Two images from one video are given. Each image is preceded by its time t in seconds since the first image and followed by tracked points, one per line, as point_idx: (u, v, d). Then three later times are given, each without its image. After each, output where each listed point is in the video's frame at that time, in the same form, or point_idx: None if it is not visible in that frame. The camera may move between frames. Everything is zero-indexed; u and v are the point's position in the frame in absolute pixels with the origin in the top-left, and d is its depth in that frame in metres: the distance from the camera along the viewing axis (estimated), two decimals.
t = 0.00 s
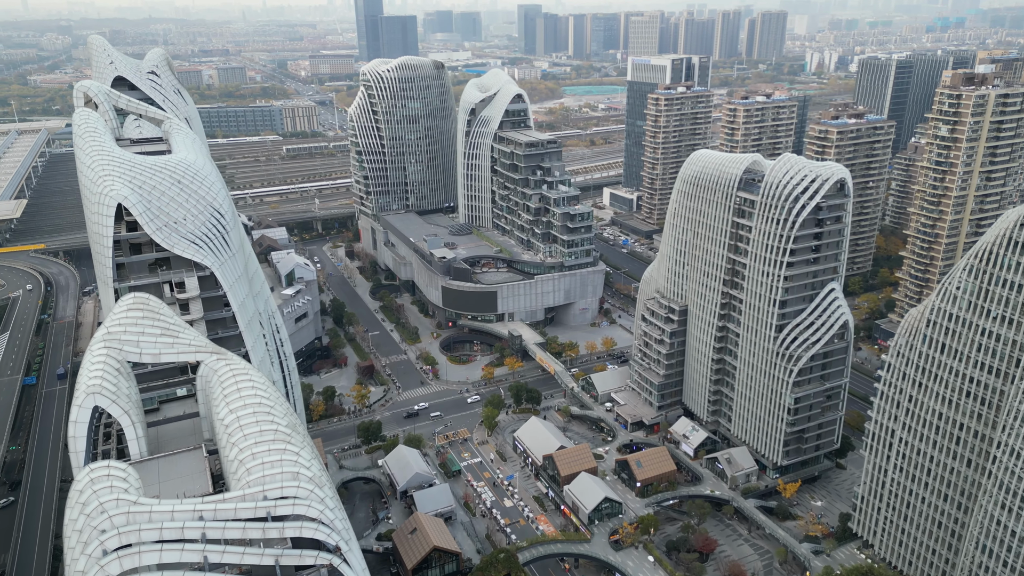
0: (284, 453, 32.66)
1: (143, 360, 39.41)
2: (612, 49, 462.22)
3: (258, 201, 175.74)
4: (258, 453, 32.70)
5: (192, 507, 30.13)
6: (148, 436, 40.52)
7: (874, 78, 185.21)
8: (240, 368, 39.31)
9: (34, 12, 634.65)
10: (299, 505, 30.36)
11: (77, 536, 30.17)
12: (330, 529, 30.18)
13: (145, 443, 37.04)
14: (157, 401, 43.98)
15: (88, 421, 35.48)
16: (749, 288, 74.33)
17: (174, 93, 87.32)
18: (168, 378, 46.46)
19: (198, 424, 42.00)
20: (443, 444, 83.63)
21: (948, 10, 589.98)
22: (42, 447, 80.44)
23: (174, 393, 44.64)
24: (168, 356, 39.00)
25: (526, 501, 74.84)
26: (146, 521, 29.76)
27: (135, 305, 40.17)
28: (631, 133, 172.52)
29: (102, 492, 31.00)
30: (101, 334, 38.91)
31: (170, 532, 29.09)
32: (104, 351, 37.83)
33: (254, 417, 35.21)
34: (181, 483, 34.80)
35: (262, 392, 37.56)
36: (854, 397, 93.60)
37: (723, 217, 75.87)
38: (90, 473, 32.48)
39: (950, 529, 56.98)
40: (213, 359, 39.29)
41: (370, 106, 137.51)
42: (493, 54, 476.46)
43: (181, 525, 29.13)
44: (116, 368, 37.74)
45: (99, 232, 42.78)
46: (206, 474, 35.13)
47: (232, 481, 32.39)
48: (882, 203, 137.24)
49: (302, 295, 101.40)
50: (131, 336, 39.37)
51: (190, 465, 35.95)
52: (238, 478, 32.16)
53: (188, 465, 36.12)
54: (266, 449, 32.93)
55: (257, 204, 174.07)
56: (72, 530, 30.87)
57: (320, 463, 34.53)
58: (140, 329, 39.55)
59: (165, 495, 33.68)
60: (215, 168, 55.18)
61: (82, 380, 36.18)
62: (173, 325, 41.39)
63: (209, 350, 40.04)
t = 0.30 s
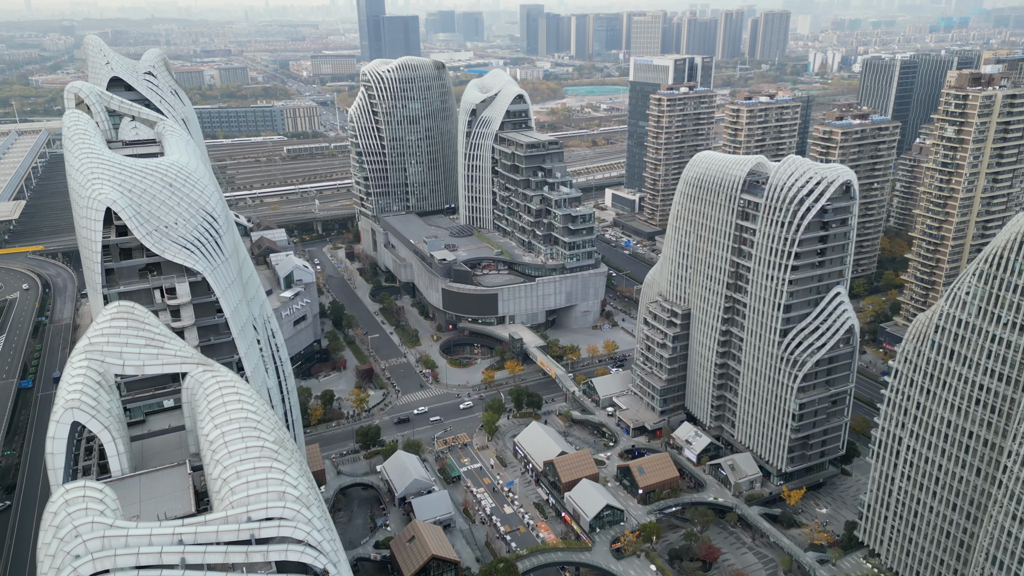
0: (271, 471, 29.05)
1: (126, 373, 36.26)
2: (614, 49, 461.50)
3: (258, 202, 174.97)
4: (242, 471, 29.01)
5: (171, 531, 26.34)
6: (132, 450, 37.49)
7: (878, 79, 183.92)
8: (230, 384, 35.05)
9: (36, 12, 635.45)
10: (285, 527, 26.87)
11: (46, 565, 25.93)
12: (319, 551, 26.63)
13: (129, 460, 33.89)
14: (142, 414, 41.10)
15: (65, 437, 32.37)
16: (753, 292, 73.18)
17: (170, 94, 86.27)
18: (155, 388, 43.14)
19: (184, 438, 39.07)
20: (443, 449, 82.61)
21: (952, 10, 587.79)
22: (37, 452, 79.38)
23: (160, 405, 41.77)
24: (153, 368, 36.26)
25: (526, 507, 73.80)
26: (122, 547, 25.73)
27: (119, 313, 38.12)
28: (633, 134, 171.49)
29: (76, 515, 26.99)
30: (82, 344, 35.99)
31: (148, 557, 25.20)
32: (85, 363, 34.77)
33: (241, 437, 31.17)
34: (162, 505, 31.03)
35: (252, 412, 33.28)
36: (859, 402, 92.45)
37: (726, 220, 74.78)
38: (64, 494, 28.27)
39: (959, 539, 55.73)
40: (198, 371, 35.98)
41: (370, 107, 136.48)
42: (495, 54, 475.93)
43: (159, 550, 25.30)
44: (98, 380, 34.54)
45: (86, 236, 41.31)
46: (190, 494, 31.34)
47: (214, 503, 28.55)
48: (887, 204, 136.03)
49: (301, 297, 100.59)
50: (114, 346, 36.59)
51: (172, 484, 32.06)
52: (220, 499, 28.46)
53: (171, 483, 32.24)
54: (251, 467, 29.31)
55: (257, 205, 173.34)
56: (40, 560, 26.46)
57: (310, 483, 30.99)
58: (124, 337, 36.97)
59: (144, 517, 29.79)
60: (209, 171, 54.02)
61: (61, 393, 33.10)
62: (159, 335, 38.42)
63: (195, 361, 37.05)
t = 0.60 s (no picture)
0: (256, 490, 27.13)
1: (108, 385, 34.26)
2: (617, 49, 460.47)
3: (258, 203, 174.09)
4: (225, 491, 27.09)
5: (148, 556, 24.20)
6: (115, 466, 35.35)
7: (883, 79, 182.55)
8: (216, 397, 33.57)
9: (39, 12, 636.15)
10: (269, 550, 24.99)
11: None
12: None
13: (109, 479, 31.88)
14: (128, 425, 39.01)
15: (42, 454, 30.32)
16: (757, 296, 71.99)
17: (168, 94, 85.19)
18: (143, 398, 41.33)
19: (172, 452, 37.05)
20: (442, 454, 81.55)
21: (956, 10, 585.45)
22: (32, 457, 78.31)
23: (147, 416, 39.63)
24: (136, 380, 34.37)
25: (527, 514, 72.69)
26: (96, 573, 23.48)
27: (105, 320, 36.68)
28: (635, 134, 170.32)
29: (48, 540, 24.55)
30: (63, 356, 33.95)
31: None
32: (64, 376, 32.69)
33: (225, 452, 29.18)
34: (143, 525, 28.74)
35: (237, 426, 31.41)
36: (865, 407, 91.27)
37: (730, 223, 73.61)
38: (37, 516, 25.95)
39: (967, 549, 54.51)
40: (183, 384, 33.80)
41: (371, 107, 135.45)
42: (498, 54, 475.08)
43: None
44: (77, 395, 32.49)
45: (76, 241, 40.25)
46: (173, 514, 29.14)
47: (196, 524, 26.41)
48: (893, 206, 134.69)
49: (300, 299, 99.67)
50: (95, 356, 34.50)
51: (155, 504, 29.77)
52: (200, 521, 26.50)
53: (153, 503, 29.95)
54: (235, 486, 27.31)
55: (258, 206, 172.50)
56: None
57: (297, 503, 29.14)
58: (105, 345, 34.94)
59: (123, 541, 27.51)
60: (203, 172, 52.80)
61: (37, 408, 31.01)
62: (144, 347, 36.09)
63: (181, 374, 34.99)
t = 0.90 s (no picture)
0: (240, 511, 24.91)
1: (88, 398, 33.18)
2: (620, 49, 459.46)
3: (259, 204, 173.33)
4: (207, 513, 24.80)
5: None
6: (97, 481, 34.20)
7: (888, 79, 180.98)
8: (201, 412, 32.01)
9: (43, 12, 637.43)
10: None
11: None
12: None
13: (87, 498, 30.69)
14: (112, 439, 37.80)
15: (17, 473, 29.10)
16: (762, 300, 70.80)
17: (166, 95, 84.23)
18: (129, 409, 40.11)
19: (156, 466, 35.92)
20: (442, 460, 80.50)
21: (961, 10, 583.04)
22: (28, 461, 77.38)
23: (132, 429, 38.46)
24: (117, 394, 33.49)
25: (527, 521, 71.60)
26: None
27: (88, 328, 35.52)
28: (638, 135, 169.10)
29: (16, 567, 22.71)
30: (41, 369, 32.79)
31: None
32: (42, 389, 31.69)
33: (208, 471, 27.20)
34: (121, 548, 27.50)
35: (223, 443, 29.70)
36: (871, 413, 90.00)
37: (735, 226, 72.45)
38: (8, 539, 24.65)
39: (977, 561, 53.17)
40: (166, 397, 32.85)
41: (372, 108, 134.50)
42: (501, 54, 474.47)
43: None
44: (54, 409, 31.42)
45: (64, 247, 39.19)
46: (152, 535, 27.94)
47: (174, 548, 24.06)
48: (899, 207, 133.38)
49: (299, 302, 98.78)
50: (75, 369, 33.46)
51: (134, 524, 28.58)
52: (179, 545, 24.18)
53: (133, 523, 28.74)
54: (216, 508, 25.02)
55: (258, 207, 171.76)
56: None
57: (285, 525, 26.81)
58: (86, 356, 33.97)
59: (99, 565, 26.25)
60: (198, 173, 51.67)
61: (12, 423, 29.97)
62: (126, 356, 35.29)
63: (165, 385, 34.10)
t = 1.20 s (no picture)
0: (220, 536, 23.82)
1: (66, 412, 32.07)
2: (624, 49, 458.56)
3: (260, 205, 172.55)
4: (186, 537, 23.73)
5: None
6: (77, 497, 33.09)
7: (893, 79, 179.41)
8: (181, 424, 31.28)
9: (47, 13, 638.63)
10: None
11: None
12: None
13: (66, 518, 29.62)
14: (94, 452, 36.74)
15: None
16: (767, 305, 69.61)
17: (163, 95, 83.31)
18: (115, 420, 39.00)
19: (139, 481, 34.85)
20: (442, 465, 79.49)
21: (966, 10, 580.43)
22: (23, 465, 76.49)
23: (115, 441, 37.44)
24: (97, 408, 32.24)
25: (528, 529, 70.51)
26: None
27: (69, 339, 34.37)
28: (641, 136, 167.92)
29: None
30: (19, 382, 31.81)
31: None
32: (18, 403, 30.63)
33: (189, 491, 26.13)
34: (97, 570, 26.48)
35: (204, 455, 28.93)
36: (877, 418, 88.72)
37: (739, 229, 71.27)
38: None
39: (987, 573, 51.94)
40: (148, 411, 31.97)
41: (373, 109, 133.61)
42: (504, 55, 473.81)
43: None
44: (29, 425, 30.36)
45: (52, 252, 38.12)
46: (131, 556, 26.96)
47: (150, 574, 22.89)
48: (905, 209, 132.05)
49: (298, 304, 97.93)
50: (55, 382, 32.40)
51: (113, 546, 27.59)
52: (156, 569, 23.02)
53: (111, 544, 27.74)
54: (196, 532, 23.96)
55: (259, 208, 171.01)
56: None
57: (268, 549, 25.79)
58: (66, 368, 32.81)
59: None
60: (193, 176, 50.73)
61: None
62: (107, 368, 33.99)
63: (148, 398, 33.23)
